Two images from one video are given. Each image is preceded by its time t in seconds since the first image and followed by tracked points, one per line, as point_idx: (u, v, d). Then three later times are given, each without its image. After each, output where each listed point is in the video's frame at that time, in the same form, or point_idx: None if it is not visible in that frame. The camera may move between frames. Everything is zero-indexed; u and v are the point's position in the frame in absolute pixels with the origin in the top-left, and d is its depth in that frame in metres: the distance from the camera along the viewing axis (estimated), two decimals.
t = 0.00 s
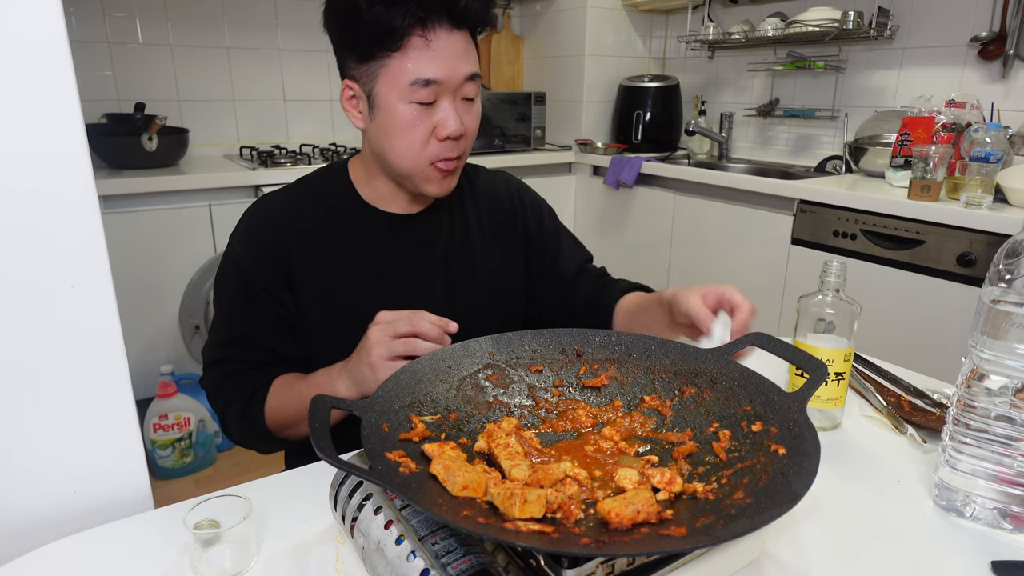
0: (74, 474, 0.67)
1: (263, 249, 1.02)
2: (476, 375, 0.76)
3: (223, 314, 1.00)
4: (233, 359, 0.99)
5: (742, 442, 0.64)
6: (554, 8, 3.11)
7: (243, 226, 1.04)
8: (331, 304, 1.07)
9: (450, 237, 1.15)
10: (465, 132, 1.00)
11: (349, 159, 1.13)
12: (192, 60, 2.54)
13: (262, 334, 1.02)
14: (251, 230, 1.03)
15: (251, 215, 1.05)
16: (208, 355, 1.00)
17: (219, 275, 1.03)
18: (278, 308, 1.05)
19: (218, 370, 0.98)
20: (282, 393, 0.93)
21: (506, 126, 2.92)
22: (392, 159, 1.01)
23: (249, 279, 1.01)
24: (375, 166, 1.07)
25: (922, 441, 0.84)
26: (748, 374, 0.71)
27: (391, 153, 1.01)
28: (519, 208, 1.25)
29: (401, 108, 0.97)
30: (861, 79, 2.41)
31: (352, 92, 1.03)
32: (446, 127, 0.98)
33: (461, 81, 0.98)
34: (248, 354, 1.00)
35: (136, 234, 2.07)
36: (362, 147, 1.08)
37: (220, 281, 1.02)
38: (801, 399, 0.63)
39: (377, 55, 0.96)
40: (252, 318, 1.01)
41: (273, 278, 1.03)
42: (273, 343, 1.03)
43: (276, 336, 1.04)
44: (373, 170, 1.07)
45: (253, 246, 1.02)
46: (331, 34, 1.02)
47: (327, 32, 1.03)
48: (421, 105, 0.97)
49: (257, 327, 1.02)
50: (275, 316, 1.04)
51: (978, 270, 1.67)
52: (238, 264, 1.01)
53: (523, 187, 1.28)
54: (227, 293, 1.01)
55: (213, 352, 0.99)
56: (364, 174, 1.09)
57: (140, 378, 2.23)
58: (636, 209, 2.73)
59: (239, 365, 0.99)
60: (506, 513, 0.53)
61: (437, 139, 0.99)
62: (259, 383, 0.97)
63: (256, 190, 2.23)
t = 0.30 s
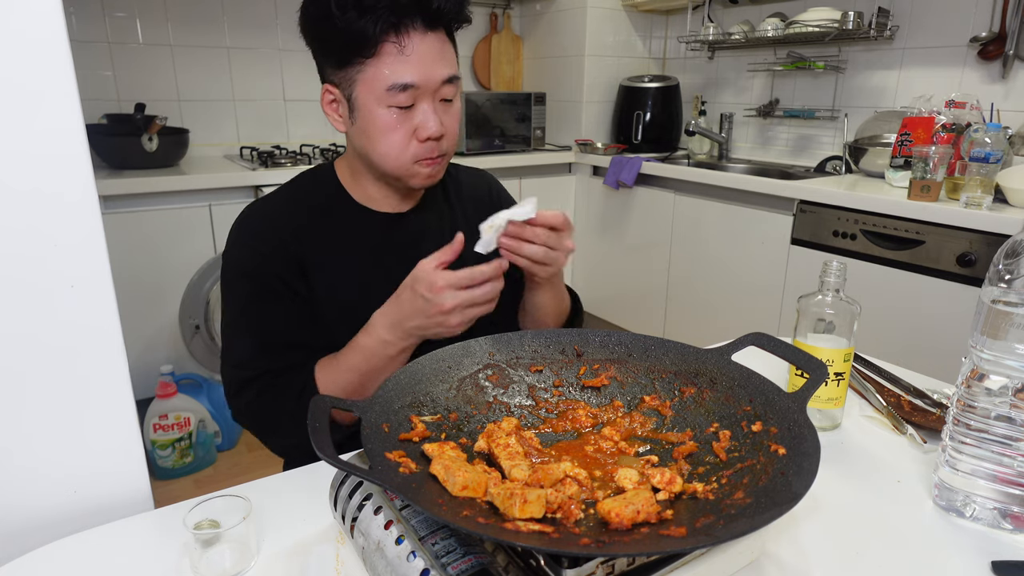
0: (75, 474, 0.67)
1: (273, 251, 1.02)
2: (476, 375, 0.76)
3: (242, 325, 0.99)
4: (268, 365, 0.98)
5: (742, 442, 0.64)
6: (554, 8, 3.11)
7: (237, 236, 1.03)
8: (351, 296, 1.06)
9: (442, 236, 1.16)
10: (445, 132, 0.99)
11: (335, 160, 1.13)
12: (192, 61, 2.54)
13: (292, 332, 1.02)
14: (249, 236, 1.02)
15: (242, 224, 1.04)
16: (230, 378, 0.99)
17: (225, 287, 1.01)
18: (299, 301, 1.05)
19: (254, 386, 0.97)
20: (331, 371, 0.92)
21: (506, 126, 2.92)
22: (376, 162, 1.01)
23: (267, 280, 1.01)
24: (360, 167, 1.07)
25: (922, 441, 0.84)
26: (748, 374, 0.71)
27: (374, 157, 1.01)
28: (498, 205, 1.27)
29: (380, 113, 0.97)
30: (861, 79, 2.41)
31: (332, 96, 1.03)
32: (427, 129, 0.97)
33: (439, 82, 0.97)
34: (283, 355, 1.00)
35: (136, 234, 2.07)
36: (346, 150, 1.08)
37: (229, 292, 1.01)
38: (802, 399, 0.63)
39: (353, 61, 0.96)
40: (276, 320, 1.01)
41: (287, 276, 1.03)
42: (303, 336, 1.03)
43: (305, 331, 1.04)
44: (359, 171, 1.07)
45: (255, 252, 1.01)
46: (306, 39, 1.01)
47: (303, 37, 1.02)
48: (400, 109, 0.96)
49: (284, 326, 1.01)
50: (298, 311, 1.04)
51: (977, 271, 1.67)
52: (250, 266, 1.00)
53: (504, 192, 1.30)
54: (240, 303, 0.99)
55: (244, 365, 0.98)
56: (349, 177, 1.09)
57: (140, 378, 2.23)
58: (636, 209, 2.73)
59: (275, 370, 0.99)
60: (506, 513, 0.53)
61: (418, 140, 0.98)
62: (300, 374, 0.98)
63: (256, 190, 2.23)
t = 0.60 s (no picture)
0: (75, 475, 0.68)
1: (277, 238, 1.03)
2: (476, 375, 0.76)
3: (253, 310, 0.99)
4: (284, 343, 0.98)
5: (742, 442, 0.64)
6: (554, 8, 3.11)
7: (237, 231, 1.04)
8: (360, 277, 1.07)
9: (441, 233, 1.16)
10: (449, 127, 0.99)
11: (336, 162, 1.13)
12: (192, 61, 2.54)
13: (306, 311, 1.02)
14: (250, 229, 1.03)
15: (241, 220, 1.05)
16: (247, 361, 0.98)
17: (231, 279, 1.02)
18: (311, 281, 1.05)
19: (275, 364, 0.97)
20: (336, 329, 0.94)
21: (506, 126, 2.92)
22: (381, 160, 1.00)
23: (275, 264, 1.02)
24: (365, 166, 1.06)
25: (922, 441, 0.84)
26: (748, 374, 0.71)
27: (378, 154, 1.00)
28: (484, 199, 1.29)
29: (383, 109, 0.96)
30: (861, 79, 2.41)
31: (335, 97, 1.02)
32: (429, 124, 0.96)
33: (441, 78, 0.96)
34: (300, 333, 1.00)
35: (136, 234, 2.07)
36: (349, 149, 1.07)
37: (236, 282, 1.01)
38: (801, 399, 0.63)
39: (355, 58, 0.95)
40: (288, 301, 1.02)
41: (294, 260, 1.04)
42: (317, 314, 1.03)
43: (319, 309, 1.04)
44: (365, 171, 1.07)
45: (260, 239, 1.02)
46: (308, 41, 1.01)
47: (305, 40, 1.01)
48: (402, 104, 0.96)
49: (297, 306, 1.02)
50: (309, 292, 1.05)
51: (978, 270, 1.67)
52: (256, 253, 1.01)
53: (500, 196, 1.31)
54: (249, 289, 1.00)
55: (260, 346, 0.98)
56: (353, 176, 1.09)
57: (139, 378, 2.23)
58: (636, 209, 2.73)
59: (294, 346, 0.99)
60: (506, 513, 0.53)
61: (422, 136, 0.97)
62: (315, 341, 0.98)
63: (256, 190, 2.23)
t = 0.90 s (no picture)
0: (76, 475, 0.68)
1: (279, 235, 1.03)
2: (476, 375, 0.76)
3: (252, 306, 0.99)
4: (282, 339, 0.99)
5: (742, 442, 0.64)
6: (554, 8, 3.11)
7: (240, 227, 1.04)
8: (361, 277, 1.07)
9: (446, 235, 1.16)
10: (449, 129, 0.99)
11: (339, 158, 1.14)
12: (192, 61, 2.54)
13: (304, 310, 1.02)
14: (252, 225, 1.03)
15: (244, 217, 1.05)
16: (242, 356, 0.99)
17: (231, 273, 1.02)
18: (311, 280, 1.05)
19: (271, 360, 0.98)
20: (333, 329, 0.94)
21: (506, 126, 2.92)
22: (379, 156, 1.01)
23: (275, 261, 1.02)
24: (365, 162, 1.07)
25: (922, 441, 0.84)
26: (748, 374, 0.71)
27: (377, 150, 1.00)
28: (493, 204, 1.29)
29: (385, 105, 0.96)
30: (861, 79, 2.41)
31: (340, 90, 1.03)
32: (429, 124, 0.97)
33: (445, 79, 0.97)
34: (297, 330, 1.01)
35: (136, 234, 2.07)
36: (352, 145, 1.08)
37: (236, 276, 1.01)
38: (801, 399, 0.63)
39: (362, 53, 0.96)
40: (287, 299, 1.01)
41: (294, 257, 1.04)
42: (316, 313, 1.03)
43: (317, 308, 1.04)
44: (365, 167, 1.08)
45: (262, 236, 1.02)
46: (320, 33, 1.01)
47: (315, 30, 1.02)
48: (405, 102, 0.96)
49: (296, 304, 1.02)
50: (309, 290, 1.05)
51: (978, 271, 1.67)
52: (257, 250, 1.01)
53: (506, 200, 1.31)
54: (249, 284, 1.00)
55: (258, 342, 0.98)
56: (354, 173, 1.09)
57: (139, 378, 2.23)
58: (636, 209, 2.73)
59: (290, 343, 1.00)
60: (506, 513, 0.53)
61: (421, 135, 0.98)
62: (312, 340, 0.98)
63: (256, 190, 2.23)
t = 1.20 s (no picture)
0: (75, 476, 0.68)
1: (292, 227, 1.04)
2: (476, 375, 0.76)
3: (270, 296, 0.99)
4: (302, 329, 0.98)
5: (742, 442, 0.64)
6: (554, 8, 3.11)
7: (248, 220, 1.04)
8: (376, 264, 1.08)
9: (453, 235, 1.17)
10: (471, 133, 1.00)
11: (346, 157, 1.14)
12: (192, 61, 2.54)
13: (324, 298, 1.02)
14: (263, 217, 1.04)
15: (251, 211, 1.05)
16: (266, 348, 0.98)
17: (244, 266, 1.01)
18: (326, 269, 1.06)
19: (293, 351, 0.97)
20: (366, 315, 0.96)
21: (506, 126, 2.92)
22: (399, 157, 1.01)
23: (290, 251, 1.02)
24: (381, 163, 1.07)
25: (923, 441, 0.84)
26: (748, 374, 0.71)
27: (398, 150, 1.01)
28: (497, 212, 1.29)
29: (411, 107, 0.97)
30: (862, 79, 2.41)
31: (360, 90, 1.02)
32: (453, 127, 0.98)
33: (469, 84, 0.98)
34: (318, 319, 1.00)
35: (136, 234, 2.07)
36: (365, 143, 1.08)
37: (250, 268, 1.01)
38: (801, 399, 0.63)
39: (390, 54, 0.96)
40: (305, 288, 1.01)
41: (309, 247, 1.04)
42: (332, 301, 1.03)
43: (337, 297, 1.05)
44: (380, 167, 1.08)
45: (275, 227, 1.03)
46: (341, 29, 1.00)
47: (336, 29, 1.02)
48: (431, 104, 0.97)
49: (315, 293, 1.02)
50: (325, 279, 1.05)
51: (978, 270, 1.68)
52: (273, 240, 1.02)
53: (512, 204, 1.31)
54: (264, 275, 1.00)
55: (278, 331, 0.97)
56: (366, 171, 1.09)
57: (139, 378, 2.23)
58: (636, 209, 2.73)
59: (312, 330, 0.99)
60: (506, 513, 0.53)
61: (444, 137, 0.99)
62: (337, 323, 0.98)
63: (256, 190, 2.23)
